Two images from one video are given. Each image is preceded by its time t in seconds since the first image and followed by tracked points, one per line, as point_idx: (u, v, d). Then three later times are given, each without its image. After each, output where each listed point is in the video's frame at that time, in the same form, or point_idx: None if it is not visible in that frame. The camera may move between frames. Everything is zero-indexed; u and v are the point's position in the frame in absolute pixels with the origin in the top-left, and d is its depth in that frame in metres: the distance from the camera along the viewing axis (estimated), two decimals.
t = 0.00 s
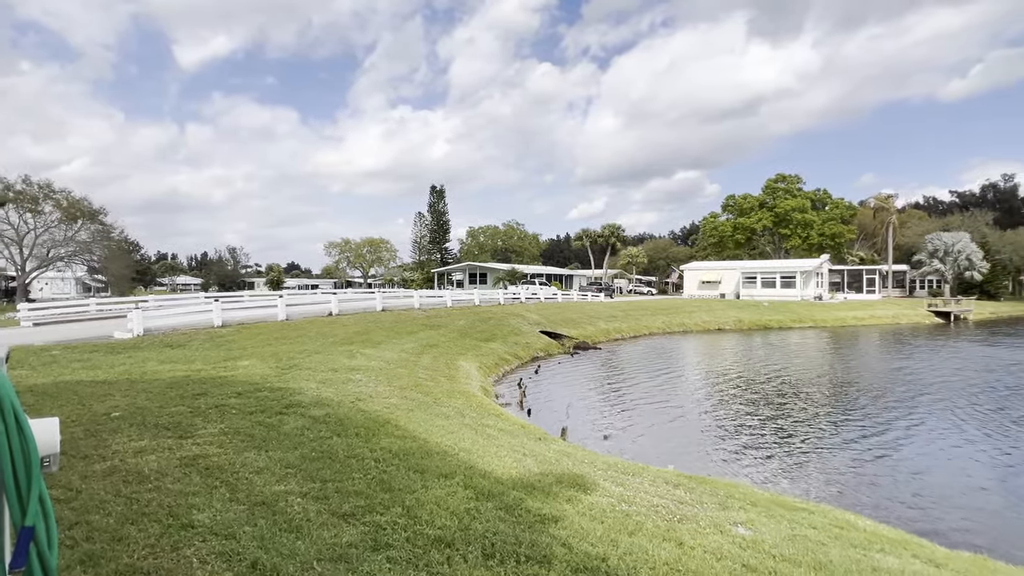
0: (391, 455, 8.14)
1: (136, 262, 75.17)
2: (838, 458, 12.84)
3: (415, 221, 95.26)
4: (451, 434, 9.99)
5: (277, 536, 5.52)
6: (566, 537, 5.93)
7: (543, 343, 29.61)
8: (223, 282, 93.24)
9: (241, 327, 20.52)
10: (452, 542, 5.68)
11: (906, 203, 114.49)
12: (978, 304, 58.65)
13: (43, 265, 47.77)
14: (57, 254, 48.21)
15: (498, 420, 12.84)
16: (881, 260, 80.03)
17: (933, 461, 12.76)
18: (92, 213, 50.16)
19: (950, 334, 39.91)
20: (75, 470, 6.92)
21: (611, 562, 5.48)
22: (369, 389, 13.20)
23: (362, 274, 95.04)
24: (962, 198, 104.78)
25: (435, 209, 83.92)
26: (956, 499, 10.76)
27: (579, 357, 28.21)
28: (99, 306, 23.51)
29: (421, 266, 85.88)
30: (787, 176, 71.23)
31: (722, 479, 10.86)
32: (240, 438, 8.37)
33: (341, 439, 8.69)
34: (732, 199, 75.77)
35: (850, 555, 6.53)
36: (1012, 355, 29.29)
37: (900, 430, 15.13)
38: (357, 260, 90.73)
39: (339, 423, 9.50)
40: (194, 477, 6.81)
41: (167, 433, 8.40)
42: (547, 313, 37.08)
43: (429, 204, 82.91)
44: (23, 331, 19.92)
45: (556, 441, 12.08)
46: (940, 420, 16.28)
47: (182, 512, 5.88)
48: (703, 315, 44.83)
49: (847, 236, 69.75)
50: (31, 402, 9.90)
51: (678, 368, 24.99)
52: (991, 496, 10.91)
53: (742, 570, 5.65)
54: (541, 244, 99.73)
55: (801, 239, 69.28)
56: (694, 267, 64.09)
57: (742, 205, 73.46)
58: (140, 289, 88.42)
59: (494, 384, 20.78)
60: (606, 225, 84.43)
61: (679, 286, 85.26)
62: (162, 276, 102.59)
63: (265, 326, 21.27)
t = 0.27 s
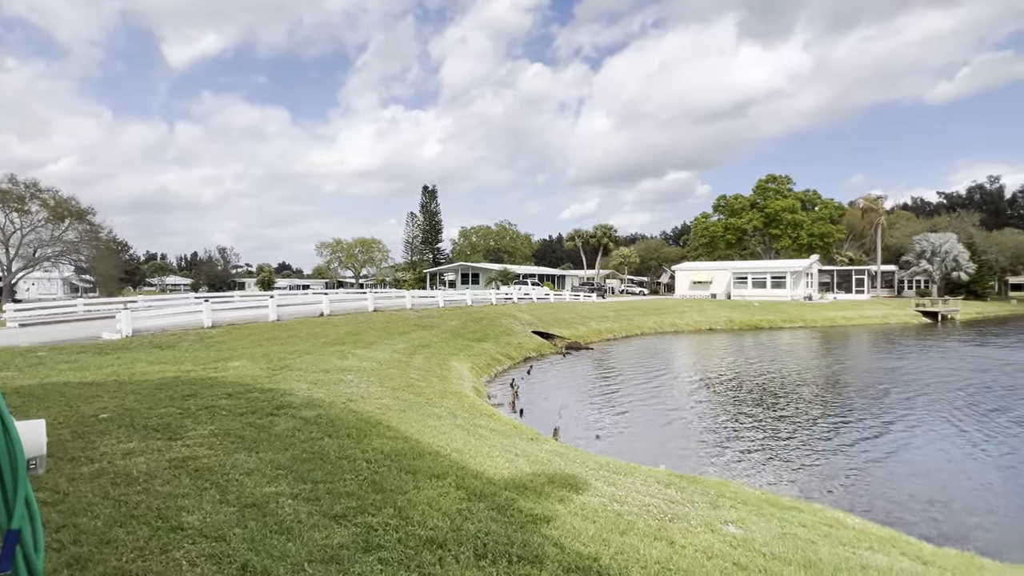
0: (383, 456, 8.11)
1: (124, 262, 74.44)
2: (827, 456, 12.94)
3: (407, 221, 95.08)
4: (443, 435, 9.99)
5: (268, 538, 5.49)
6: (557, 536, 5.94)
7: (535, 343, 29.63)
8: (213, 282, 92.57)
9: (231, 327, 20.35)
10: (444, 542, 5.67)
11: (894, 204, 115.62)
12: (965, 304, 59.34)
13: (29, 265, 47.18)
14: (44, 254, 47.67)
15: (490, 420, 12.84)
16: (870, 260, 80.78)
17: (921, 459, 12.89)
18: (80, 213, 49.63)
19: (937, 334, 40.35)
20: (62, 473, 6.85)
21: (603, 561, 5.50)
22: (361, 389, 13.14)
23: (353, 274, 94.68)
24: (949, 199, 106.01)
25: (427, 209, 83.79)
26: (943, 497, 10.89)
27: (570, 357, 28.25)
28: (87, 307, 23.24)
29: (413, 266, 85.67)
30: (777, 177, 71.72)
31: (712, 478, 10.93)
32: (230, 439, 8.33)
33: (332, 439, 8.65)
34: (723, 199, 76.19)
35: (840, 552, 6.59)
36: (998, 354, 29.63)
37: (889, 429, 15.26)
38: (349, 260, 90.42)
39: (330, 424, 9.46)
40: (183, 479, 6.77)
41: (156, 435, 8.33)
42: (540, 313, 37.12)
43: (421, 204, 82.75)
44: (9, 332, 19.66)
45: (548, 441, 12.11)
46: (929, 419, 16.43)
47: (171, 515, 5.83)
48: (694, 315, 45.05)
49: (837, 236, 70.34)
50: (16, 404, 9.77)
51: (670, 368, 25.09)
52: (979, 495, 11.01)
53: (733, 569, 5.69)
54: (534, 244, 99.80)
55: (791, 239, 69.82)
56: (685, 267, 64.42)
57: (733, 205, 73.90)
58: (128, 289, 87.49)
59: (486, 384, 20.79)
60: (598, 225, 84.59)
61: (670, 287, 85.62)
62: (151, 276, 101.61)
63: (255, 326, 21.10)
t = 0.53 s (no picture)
0: (373, 458, 8.07)
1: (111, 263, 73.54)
2: (815, 455, 13.06)
3: (397, 221, 94.79)
4: (434, 435, 9.95)
5: (256, 541, 5.45)
6: (547, 537, 5.95)
7: (526, 343, 29.63)
8: (201, 282, 91.70)
9: (219, 328, 20.17)
10: (434, 544, 5.65)
11: (880, 205, 116.95)
12: (950, 304, 60.13)
13: (12, 265, 46.48)
14: (28, 254, 46.99)
15: (480, 421, 12.83)
16: (857, 261, 81.61)
17: (906, 457, 13.07)
18: (65, 212, 49.03)
19: (923, 333, 40.85)
20: (45, 476, 6.74)
21: (593, 561, 5.51)
22: (350, 390, 13.08)
23: (343, 274, 94.20)
24: (934, 200, 107.41)
25: (418, 209, 83.55)
26: (927, 495, 11.04)
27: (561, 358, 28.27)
28: (71, 308, 22.94)
29: (403, 267, 85.36)
30: (766, 178, 72.29)
31: (702, 478, 10.98)
32: (218, 441, 8.25)
33: (321, 441, 8.60)
34: (712, 200, 76.68)
35: (826, 550, 6.65)
36: (983, 353, 30.03)
37: (876, 428, 15.42)
38: (339, 260, 89.96)
39: (320, 426, 9.40)
40: (170, 482, 6.69)
41: (142, 437, 8.23)
42: (530, 313, 37.12)
43: (412, 205, 82.52)
44: None
45: (538, 442, 12.12)
46: (916, 418, 16.60)
47: (157, 518, 5.77)
48: (683, 315, 45.27)
49: (824, 237, 71.02)
50: None
51: (660, 368, 25.20)
52: (966, 493, 11.12)
53: (722, 567, 5.72)
54: (524, 245, 99.84)
55: (779, 240, 70.41)
56: (675, 267, 64.74)
57: (722, 206, 74.37)
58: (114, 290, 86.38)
59: (477, 385, 20.75)
60: (588, 226, 84.76)
61: (660, 287, 86.01)
62: (137, 277, 100.43)
63: (244, 327, 20.95)
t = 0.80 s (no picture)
0: (361, 459, 8.03)
1: (93, 263, 72.50)
2: (800, 453, 13.21)
3: (386, 221, 94.50)
4: (422, 436, 9.91)
5: (242, 543, 5.40)
6: (537, 537, 5.95)
7: (515, 344, 29.62)
8: (186, 282, 90.63)
9: (205, 329, 19.94)
10: (423, 545, 5.64)
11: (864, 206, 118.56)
12: (932, 304, 61.12)
13: None
14: (8, 254, 46.23)
15: (470, 422, 12.78)
16: (842, 261, 82.64)
17: (889, 455, 13.26)
18: (46, 211, 48.36)
19: (906, 333, 41.45)
20: (26, 480, 6.62)
21: (582, 561, 5.52)
22: (338, 391, 12.99)
23: (331, 274, 93.61)
24: (916, 202, 109.13)
25: (406, 209, 83.27)
26: (910, 491, 11.20)
27: (550, 358, 28.30)
28: (53, 308, 22.57)
29: (392, 267, 85.01)
30: (753, 179, 72.94)
31: (689, 477, 11.05)
32: (203, 443, 8.15)
33: (309, 442, 8.54)
34: (700, 201, 77.23)
35: (812, 547, 6.73)
36: (965, 352, 30.56)
37: (860, 426, 15.63)
38: (327, 260, 89.40)
39: (307, 427, 9.33)
40: (155, 485, 6.60)
41: (126, 440, 8.11)
42: (519, 313, 37.12)
43: (400, 204, 82.25)
44: None
45: (527, 442, 12.13)
46: (900, 416, 16.84)
47: (141, 522, 5.69)
48: (671, 315, 45.54)
49: (810, 237, 71.81)
50: None
51: (648, 368, 25.32)
52: (949, 490, 11.30)
53: (710, 565, 5.77)
54: (513, 245, 99.90)
55: (765, 241, 71.09)
56: (663, 268, 65.11)
57: (710, 207, 74.94)
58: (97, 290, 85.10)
59: (466, 385, 20.72)
60: (577, 226, 84.98)
61: (648, 287, 86.47)
62: (121, 277, 99.06)
63: (230, 328, 20.74)
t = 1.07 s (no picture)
0: (347, 460, 7.97)
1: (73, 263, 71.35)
2: (784, 452, 13.36)
3: (372, 221, 94.01)
4: (409, 437, 9.87)
5: (226, 547, 5.33)
6: (524, 537, 5.95)
7: (502, 344, 29.61)
8: (169, 282, 89.42)
9: (188, 330, 19.69)
10: (409, 546, 5.62)
11: (847, 207, 120.30)
12: (912, 303, 62.21)
13: None
14: None
15: (457, 422, 12.75)
16: (825, 262, 83.75)
17: (871, 452, 13.45)
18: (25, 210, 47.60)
19: (887, 332, 42.11)
20: (3, 484, 6.48)
21: (569, 561, 5.52)
22: (324, 392, 12.89)
23: (317, 274, 92.91)
24: (897, 203, 111.02)
25: (393, 208, 82.91)
26: (891, 488, 11.38)
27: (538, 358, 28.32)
28: (31, 309, 22.16)
29: (378, 267, 84.57)
30: (738, 180, 73.63)
31: (676, 476, 11.11)
32: (186, 446, 8.03)
33: (294, 444, 8.46)
34: (686, 202, 77.82)
35: (796, 544, 6.81)
36: (944, 351, 31.14)
37: (843, 424, 15.86)
38: (312, 260, 88.72)
39: (293, 429, 9.23)
40: (136, 489, 6.49)
41: (106, 443, 7.97)
42: (506, 313, 37.11)
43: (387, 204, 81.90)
44: None
45: (514, 442, 12.13)
46: (883, 414, 17.08)
47: (122, 526, 5.59)
48: (658, 315, 45.82)
49: (794, 238, 72.68)
50: None
51: (635, 367, 25.45)
52: (931, 487, 11.46)
53: (696, 563, 5.81)
54: (501, 245, 99.89)
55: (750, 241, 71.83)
56: (649, 268, 65.48)
57: (695, 208, 75.55)
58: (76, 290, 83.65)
59: (453, 386, 20.67)
60: (564, 226, 85.18)
61: (635, 287, 86.95)
62: (101, 277, 97.47)
63: (214, 329, 20.50)
